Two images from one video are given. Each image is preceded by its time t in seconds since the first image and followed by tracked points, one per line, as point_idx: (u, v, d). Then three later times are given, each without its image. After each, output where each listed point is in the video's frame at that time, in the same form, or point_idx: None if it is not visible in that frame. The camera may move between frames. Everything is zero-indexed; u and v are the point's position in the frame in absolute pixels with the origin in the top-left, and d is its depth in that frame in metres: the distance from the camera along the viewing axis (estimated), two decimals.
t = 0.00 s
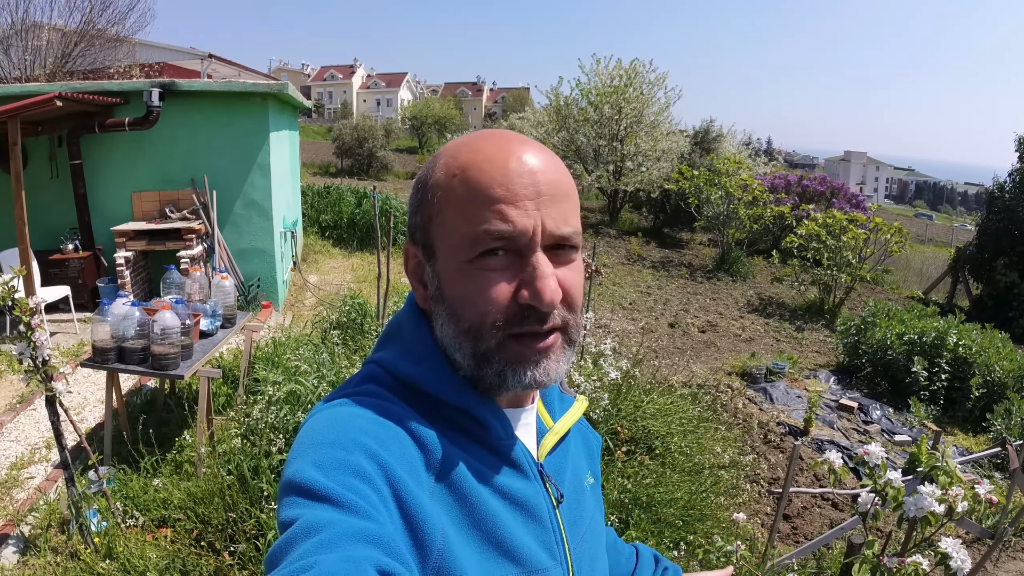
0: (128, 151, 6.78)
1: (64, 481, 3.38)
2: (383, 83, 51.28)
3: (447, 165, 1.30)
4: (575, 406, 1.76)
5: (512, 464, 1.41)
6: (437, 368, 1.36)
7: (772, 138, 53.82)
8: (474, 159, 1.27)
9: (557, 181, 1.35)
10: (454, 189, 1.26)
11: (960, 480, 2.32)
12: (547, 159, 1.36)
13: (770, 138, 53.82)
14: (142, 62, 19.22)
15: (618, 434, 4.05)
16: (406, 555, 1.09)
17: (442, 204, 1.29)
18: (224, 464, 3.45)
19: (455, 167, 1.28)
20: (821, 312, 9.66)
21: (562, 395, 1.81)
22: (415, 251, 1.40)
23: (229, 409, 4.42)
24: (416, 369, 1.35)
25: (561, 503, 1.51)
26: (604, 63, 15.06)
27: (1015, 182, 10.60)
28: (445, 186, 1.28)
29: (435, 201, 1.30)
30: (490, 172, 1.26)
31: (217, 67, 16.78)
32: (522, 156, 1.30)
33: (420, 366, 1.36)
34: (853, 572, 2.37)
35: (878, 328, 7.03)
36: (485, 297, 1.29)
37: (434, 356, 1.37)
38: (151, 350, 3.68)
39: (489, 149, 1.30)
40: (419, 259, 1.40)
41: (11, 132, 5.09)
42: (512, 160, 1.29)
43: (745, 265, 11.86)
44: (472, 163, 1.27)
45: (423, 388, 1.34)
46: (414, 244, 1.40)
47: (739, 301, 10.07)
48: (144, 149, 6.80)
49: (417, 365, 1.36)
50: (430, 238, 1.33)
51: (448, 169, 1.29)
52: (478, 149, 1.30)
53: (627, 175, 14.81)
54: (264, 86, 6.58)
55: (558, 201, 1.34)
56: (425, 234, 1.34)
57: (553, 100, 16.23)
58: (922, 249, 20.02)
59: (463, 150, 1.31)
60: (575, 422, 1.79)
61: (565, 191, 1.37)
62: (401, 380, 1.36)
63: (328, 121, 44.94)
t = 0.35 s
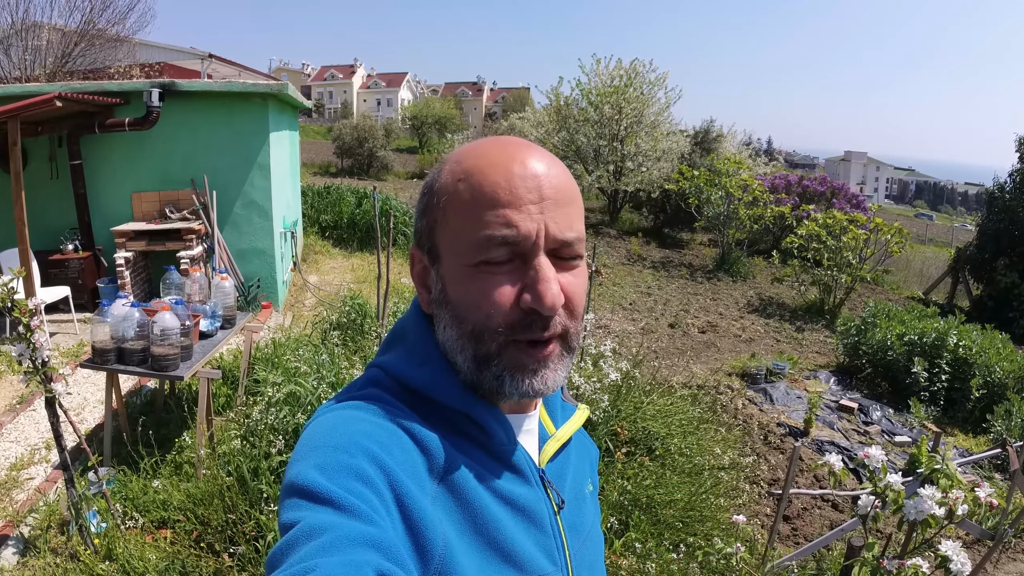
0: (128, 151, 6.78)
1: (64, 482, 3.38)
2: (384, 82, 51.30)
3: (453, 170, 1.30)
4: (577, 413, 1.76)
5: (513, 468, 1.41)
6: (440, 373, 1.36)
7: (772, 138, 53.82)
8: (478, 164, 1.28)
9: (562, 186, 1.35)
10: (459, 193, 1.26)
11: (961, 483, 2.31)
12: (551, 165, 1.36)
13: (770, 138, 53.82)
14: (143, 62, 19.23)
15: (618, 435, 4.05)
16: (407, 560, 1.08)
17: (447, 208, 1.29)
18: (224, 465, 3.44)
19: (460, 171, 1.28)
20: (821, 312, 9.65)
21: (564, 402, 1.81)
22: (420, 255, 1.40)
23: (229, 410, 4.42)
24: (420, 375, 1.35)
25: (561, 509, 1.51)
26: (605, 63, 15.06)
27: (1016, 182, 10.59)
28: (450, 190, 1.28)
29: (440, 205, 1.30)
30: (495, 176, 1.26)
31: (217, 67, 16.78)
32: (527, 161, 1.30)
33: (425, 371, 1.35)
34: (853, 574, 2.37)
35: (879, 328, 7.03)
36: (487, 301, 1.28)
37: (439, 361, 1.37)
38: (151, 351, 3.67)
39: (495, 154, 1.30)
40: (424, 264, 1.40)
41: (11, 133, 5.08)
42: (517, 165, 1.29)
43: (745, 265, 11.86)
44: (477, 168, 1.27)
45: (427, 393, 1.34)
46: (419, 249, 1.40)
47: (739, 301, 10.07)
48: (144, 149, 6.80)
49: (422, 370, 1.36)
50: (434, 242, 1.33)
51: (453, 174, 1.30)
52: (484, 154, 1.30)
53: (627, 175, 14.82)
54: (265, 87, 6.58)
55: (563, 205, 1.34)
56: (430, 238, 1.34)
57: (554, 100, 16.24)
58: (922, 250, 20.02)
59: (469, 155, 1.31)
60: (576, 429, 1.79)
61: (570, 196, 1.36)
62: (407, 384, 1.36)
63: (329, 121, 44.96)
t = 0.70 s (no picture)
0: (132, 151, 6.81)
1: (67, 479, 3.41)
2: (388, 83, 51.40)
3: (443, 162, 1.30)
4: (560, 403, 1.77)
5: (497, 461, 1.42)
6: (425, 365, 1.36)
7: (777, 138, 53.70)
8: (469, 157, 1.28)
9: (552, 180, 1.36)
10: (449, 185, 1.26)
11: (960, 482, 2.31)
12: (540, 158, 1.36)
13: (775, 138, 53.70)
14: (148, 62, 19.31)
15: (620, 434, 3.99)
16: (393, 553, 1.09)
17: (437, 199, 1.28)
18: (225, 463, 3.44)
19: (450, 163, 1.28)
20: (825, 312, 9.62)
21: (547, 393, 1.82)
22: (408, 247, 1.40)
23: (231, 408, 4.43)
24: (405, 367, 1.35)
25: (546, 501, 1.52)
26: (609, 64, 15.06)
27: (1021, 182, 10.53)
28: (440, 181, 1.28)
29: (430, 197, 1.30)
30: (486, 170, 1.26)
31: (222, 67, 16.83)
32: (517, 154, 1.31)
33: (411, 363, 1.36)
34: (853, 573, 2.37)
35: (882, 329, 7.00)
36: (477, 293, 1.29)
37: (425, 353, 1.37)
38: (154, 349, 3.69)
39: (485, 147, 1.31)
40: (411, 255, 1.40)
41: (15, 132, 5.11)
42: (507, 159, 1.29)
43: (749, 266, 11.83)
44: (467, 160, 1.27)
45: (413, 386, 1.35)
46: (406, 240, 1.40)
47: (743, 302, 10.05)
48: (147, 149, 6.83)
49: (407, 362, 1.36)
50: (423, 234, 1.33)
51: (443, 165, 1.29)
52: (473, 146, 1.31)
53: (631, 175, 14.81)
54: (268, 86, 6.60)
55: (552, 199, 1.35)
56: (418, 230, 1.33)
57: (557, 100, 16.23)
58: (927, 250, 19.96)
59: (459, 147, 1.31)
60: (560, 421, 1.80)
61: (559, 191, 1.37)
62: (391, 378, 1.36)
63: (333, 121, 45.05)
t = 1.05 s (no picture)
0: (136, 151, 6.82)
1: (70, 480, 3.38)
2: (392, 83, 51.44)
3: (453, 167, 1.28)
4: (563, 409, 1.76)
5: (500, 466, 1.41)
6: (431, 371, 1.35)
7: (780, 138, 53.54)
8: (479, 162, 1.26)
9: (562, 186, 1.35)
10: (460, 190, 1.24)
11: (966, 485, 2.27)
12: (550, 165, 1.35)
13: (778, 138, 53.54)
14: (152, 62, 19.37)
15: (624, 436, 3.98)
16: (396, 558, 1.07)
17: (447, 205, 1.26)
18: (228, 464, 3.43)
19: (460, 169, 1.26)
20: (829, 313, 9.58)
21: (551, 399, 1.80)
22: (414, 252, 1.38)
23: (234, 409, 4.42)
24: (410, 372, 1.34)
25: (549, 507, 1.51)
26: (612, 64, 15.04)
27: None
28: (449, 187, 1.26)
29: (439, 202, 1.27)
30: (497, 176, 1.25)
31: (225, 67, 16.86)
32: (527, 161, 1.30)
33: (416, 368, 1.34)
34: None
35: (887, 330, 6.97)
36: (488, 300, 1.28)
37: (430, 359, 1.36)
38: (157, 350, 3.68)
39: (496, 152, 1.29)
40: (417, 260, 1.38)
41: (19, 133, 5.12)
42: (518, 165, 1.28)
43: (753, 266, 11.79)
44: (478, 166, 1.25)
45: (417, 391, 1.33)
46: (412, 245, 1.38)
47: (746, 303, 10.01)
48: (152, 149, 6.84)
49: (411, 367, 1.35)
50: (431, 239, 1.31)
51: (453, 171, 1.27)
52: (483, 152, 1.29)
53: (635, 175, 14.79)
54: (272, 87, 6.60)
55: (562, 207, 1.34)
56: (427, 235, 1.31)
57: (561, 100, 16.20)
58: (932, 250, 19.88)
59: (468, 152, 1.29)
60: (564, 427, 1.78)
61: (569, 197, 1.37)
62: (396, 384, 1.35)
63: (337, 121, 45.13)
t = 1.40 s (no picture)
0: (140, 151, 6.84)
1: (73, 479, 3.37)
2: (396, 83, 51.49)
3: (455, 167, 1.27)
4: (560, 408, 1.74)
5: (496, 466, 1.40)
6: (430, 372, 1.34)
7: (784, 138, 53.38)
8: (483, 163, 1.25)
9: (564, 188, 1.34)
10: (463, 192, 1.23)
11: (971, 487, 2.25)
12: (552, 166, 1.35)
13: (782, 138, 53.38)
14: (157, 62, 19.44)
15: (627, 436, 3.97)
16: (392, 558, 1.07)
17: (450, 206, 1.25)
18: (231, 463, 3.44)
19: (462, 170, 1.25)
20: (833, 313, 9.54)
21: (547, 398, 1.79)
22: (413, 252, 1.36)
23: (238, 408, 4.42)
24: (407, 372, 1.32)
25: (545, 506, 1.50)
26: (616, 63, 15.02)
27: None
28: (452, 188, 1.24)
29: (441, 202, 1.26)
30: (501, 178, 1.24)
31: (229, 67, 16.90)
32: (530, 162, 1.29)
33: (414, 369, 1.33)
34: None
35: (891, 330, 6.93)
36: (491, 302, 1.27)
37: (429, 360, 1.35)
38: (161, 349, 3.69)
39: (499, 153, 1.28)
40: (417, 260, 1.37)
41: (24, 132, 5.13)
42: (521, 167, 1.27)
43: (757, 266, 11.75)
44: (482, 167, 1.24)
45: (415, 391, 1.32)
46: (412, 244, 1.36)
47: (750, 302, 9.98)
48: (156, 149, 6.85)
49: (409, 368, 1.33)
50: (432, 240, 1.30)
51: (455, 171, 1.26)
52: (486, 152, 1.28)
53: (639, 175, 14.76)
54: (276, 87, 6.61)
55: (564, 209, 1.34)
56: (427, 236, 1.30)
57: (565, 100, 16.18)
58: (937, 250, 19.79)
59: (471, 153, 1.28)
60: (560, 426, 1.77)
61: (570, 199, 1.36)
62: (394, 384, 1.33)
63: (341, 121, 45.20)
